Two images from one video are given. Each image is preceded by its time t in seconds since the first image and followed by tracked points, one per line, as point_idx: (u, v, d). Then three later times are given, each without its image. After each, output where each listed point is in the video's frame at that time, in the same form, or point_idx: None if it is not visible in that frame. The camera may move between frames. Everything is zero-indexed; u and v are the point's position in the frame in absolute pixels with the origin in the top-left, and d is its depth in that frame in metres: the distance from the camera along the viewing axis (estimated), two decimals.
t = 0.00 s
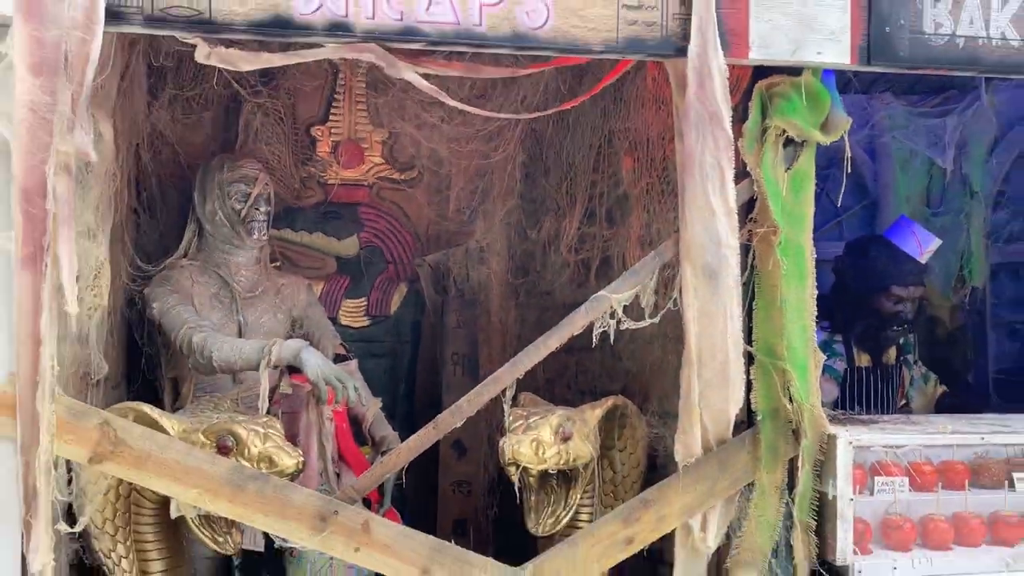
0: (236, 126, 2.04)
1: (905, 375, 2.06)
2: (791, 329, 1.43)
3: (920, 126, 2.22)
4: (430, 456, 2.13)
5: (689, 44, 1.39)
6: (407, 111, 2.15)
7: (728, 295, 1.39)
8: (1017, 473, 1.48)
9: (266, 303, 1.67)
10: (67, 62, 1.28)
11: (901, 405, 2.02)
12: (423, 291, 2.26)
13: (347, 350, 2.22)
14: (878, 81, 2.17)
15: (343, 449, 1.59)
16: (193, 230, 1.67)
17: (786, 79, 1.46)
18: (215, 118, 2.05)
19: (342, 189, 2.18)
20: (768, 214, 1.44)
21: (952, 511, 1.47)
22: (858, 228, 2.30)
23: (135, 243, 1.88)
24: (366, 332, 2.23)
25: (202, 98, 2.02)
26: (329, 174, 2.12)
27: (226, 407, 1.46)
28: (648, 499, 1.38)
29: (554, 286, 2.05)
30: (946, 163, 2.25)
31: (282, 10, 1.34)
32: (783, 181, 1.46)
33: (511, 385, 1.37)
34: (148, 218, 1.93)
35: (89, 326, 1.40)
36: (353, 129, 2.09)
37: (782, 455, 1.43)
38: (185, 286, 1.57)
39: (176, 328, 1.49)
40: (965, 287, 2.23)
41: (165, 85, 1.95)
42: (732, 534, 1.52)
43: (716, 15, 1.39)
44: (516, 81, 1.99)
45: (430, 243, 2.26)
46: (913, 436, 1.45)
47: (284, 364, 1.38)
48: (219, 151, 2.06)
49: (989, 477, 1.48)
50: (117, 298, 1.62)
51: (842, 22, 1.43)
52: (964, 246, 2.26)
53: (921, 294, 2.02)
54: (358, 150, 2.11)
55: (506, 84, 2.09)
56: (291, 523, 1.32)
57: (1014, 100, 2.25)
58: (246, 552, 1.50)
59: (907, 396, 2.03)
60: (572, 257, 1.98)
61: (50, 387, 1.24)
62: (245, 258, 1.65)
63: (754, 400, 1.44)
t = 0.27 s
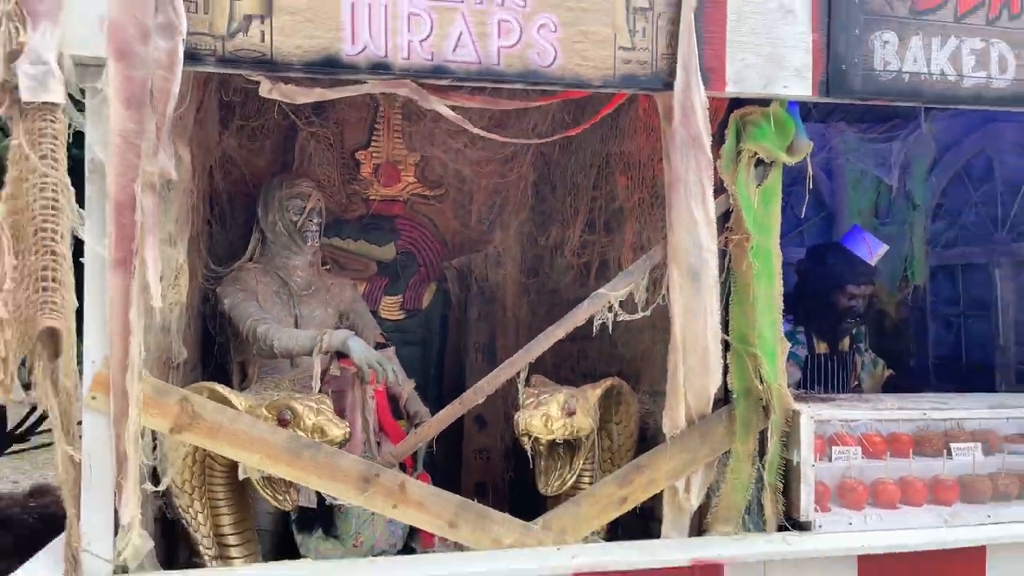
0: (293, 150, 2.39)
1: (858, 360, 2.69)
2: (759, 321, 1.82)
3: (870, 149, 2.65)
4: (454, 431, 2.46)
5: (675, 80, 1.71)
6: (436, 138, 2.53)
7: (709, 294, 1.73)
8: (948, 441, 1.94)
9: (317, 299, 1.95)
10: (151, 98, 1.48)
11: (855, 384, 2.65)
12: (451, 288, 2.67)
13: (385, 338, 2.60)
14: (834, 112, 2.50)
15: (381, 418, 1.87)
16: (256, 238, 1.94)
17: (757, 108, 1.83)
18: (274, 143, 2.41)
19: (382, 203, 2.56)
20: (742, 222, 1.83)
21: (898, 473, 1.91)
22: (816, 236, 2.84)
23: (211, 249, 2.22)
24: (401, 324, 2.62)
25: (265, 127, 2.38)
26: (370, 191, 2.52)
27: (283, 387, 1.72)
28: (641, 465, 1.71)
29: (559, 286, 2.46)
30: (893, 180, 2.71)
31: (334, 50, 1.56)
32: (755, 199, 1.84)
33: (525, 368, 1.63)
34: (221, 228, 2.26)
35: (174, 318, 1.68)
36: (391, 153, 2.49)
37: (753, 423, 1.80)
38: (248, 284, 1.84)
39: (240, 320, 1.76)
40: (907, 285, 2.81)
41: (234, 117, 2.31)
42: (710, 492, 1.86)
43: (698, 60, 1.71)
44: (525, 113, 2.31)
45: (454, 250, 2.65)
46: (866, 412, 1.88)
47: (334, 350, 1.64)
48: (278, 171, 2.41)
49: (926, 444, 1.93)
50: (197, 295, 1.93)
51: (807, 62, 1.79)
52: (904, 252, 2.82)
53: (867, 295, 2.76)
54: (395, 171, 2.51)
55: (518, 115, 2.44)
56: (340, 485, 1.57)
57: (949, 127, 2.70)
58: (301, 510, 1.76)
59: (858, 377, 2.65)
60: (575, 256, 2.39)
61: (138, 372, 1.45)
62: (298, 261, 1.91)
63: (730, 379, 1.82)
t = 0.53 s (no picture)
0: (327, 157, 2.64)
1: (830, 345, 2.69)
2: (740, 308, 2.07)
3: (841, 156, 2.92)
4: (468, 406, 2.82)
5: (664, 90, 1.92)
6: (451, 148, 2.80)
7: (696, 283, 1.97)
8: (909, 416, 2.25)
9: (348, 288, 2.19)
10: (201, 110, 1.69)
11: (826, 365, 2.67)
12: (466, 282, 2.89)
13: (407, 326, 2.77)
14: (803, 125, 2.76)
15: (404, 395, 2.09)
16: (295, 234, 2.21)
17: (739, 116, 2.06)
18: (311, 152, 2.66)
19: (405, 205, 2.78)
20: (725, 219, 2.06)
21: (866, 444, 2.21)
22: (793, 233, 3.03)
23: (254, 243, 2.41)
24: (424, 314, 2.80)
25: (303, 138, 2.63)
26: (395, 195, 2.74)
27: (317, 364, 1.93)
28: (635, 436, 1.98)
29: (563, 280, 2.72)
30: (860, 185, 2.97)
31: (363, 67, 1.77)
32: (737, 198, 2.08)
33: (529, 348, 1.83)
34: (263, 228, 2.45)
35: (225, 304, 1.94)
36: (412, 160, 2.73)
37: (734, 397, 2.07)
38: (287, 276, 2.09)
39: (280, 308, 2.02)
40: (873, 278, 2.99)
41: (275, 129, 2.54)
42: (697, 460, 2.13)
43: (686, 74, 1.93)
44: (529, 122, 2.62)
45: (468, 248, 2.88)
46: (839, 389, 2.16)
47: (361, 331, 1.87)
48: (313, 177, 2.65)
49: (890, 420, 2.22)
50: (243, 285, 2.17)
51: (782, 76, 2.02)
52: (872, 247, 3.00)
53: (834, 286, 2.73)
54: (416, 177, 2.75)
55: (525, 127, 2.72)
56: (368, 450, 1.78)
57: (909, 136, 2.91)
58: (333, 475, 2.00)
59: (830, 360, 2.67)
60: (575, 251, 2.62)
61: (191, 348, 1.66)
62: (331, 254, 2.16)
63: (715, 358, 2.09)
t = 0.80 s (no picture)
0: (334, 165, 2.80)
1: (795, 337, 2.96)
2: (707, 302, 2.25)
3: (808, 163, 3.30)
4: (461, 392, 3.01)
5: (636, 102, 2.08)
6: (449, 157, 2.95)
7: (665, 279, 2.15)
8: (863, 402, 2.44)
9: (352, 285, 2.39)
10: (209, 121, 1.84)
11: (792, 356, 2.94)
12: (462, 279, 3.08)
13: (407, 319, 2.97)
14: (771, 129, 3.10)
15: (404, 380, 2.28)
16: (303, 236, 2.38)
17: (706, 125, 2.24)
18: (320, 161, 2.82)
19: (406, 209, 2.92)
20: (693, 221, 2.24)
21: (824, 427, 2.40)
22: (762, 234, 3.40)
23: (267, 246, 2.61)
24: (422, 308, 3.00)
25: (313, 148, 2.79)
26: (396, 201, 2.88)
27: (319, 354, 2.12)
28: (612, 417, 2.16)
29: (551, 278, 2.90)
30: (824, 190, 3.33)
31: (358, 81, 1.92)
32: (703, 201, 2.25)
33: (513, 336, 2.03)
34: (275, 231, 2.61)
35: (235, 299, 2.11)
36: (412, 168, 2.86)
37: (701, 383, 2.25)
38: (297, 274, 2.27)
39: (288, 303, 2.20)
40: (835, 275, 3.30)
41: (287, 141, 2.70)
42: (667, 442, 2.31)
43: (656, 87, 2.10)
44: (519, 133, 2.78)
45: (464, 248, 3.07)
46: (799, 376, 2.35)
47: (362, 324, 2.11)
48: (322, 184, 2.82)
49: (847, 404, 2.43)
50: (257, 282, 2.37)
51: (745, 89, 2.20)
52: (834, 246, 3.31)
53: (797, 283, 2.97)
54: (416, 184, 2.88)
55: (515, 138, 2.89)
56: (363, 433, 1.94)
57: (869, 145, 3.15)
58: (336, 456, 2.18)
59: (796, 351, 2.94)
60: (561, 252, 2.80)
61: (201, 338, 1.83)
62: (336, 254, 2.34)
63: (683, 347, 2.27)
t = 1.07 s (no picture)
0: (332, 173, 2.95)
1: (765, 330, 3.27)
2: (674, 301, 2.41)
3: (774, 171, 3.60)
4: (451, 384, 3.15)
5: (606, 114, 2.24)
6: (440, 165, 3.13)
7: (633, 279, 2.30)
8: (823, 393, 2.60)
9: (348, 286, 2.57)
10: (205, 134, 1.98)
11: (761, 348, 3.24)
12: (452, 278, 3.21)
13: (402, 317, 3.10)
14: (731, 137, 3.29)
15: (396, 372, 2.42)
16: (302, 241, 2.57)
17: (673, 136, 2.40)
18: (319, 169, 2.98)
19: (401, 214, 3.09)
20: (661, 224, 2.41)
21: (785, 417, 2.56)
22: (733, 235, 3.70)
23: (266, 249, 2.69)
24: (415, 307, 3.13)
25: (312, 157, 2.94)
26: (392, 207, 3.06)
27: (314, 349, 2.25)
28: (585, 408, 2.31)
29: (534, 277, 3.05)
30: (790, 195, 3.64)
31: (344, 95, 2.05)
32: (670, 206, 2.42)
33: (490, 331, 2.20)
34: (279, 235, 2.83)
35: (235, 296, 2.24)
36: (407, 176, 3.05)
37: (669, 376, 2.41)
38: (297, 275, 2.46)
39: (290, 303, 2.38)
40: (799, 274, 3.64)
41: (289, 151, 2.87)
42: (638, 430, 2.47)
43: (624, 100, 2.25)
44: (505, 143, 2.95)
45: (456, 250, 3.23)
46: (761, 368, 2.51)
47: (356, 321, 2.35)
48: (322, 192, 2.98)
49: (807, 395, 2.59)
50: (256, 282, 2.53)
51: (708, 101, 2.35)
52: (799, 247, 3.65)
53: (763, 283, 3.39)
54: (410, 190, 3.07)
55: (503, 147, 3.05)
56: (352, 423, 2.09)
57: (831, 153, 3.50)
58: (334, 443, 2.32)
59: (765, 343, 3.25)
60: (544, 255, 2.96)
61: (200, 335, 1.97)
62: (336, 257, 2.54)
63: (652, 343, 2.44)
